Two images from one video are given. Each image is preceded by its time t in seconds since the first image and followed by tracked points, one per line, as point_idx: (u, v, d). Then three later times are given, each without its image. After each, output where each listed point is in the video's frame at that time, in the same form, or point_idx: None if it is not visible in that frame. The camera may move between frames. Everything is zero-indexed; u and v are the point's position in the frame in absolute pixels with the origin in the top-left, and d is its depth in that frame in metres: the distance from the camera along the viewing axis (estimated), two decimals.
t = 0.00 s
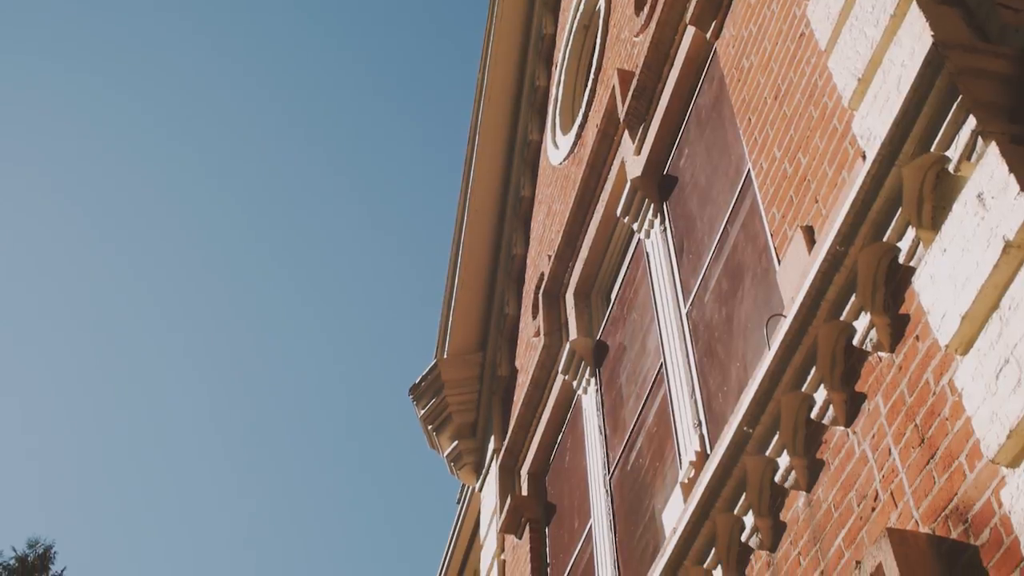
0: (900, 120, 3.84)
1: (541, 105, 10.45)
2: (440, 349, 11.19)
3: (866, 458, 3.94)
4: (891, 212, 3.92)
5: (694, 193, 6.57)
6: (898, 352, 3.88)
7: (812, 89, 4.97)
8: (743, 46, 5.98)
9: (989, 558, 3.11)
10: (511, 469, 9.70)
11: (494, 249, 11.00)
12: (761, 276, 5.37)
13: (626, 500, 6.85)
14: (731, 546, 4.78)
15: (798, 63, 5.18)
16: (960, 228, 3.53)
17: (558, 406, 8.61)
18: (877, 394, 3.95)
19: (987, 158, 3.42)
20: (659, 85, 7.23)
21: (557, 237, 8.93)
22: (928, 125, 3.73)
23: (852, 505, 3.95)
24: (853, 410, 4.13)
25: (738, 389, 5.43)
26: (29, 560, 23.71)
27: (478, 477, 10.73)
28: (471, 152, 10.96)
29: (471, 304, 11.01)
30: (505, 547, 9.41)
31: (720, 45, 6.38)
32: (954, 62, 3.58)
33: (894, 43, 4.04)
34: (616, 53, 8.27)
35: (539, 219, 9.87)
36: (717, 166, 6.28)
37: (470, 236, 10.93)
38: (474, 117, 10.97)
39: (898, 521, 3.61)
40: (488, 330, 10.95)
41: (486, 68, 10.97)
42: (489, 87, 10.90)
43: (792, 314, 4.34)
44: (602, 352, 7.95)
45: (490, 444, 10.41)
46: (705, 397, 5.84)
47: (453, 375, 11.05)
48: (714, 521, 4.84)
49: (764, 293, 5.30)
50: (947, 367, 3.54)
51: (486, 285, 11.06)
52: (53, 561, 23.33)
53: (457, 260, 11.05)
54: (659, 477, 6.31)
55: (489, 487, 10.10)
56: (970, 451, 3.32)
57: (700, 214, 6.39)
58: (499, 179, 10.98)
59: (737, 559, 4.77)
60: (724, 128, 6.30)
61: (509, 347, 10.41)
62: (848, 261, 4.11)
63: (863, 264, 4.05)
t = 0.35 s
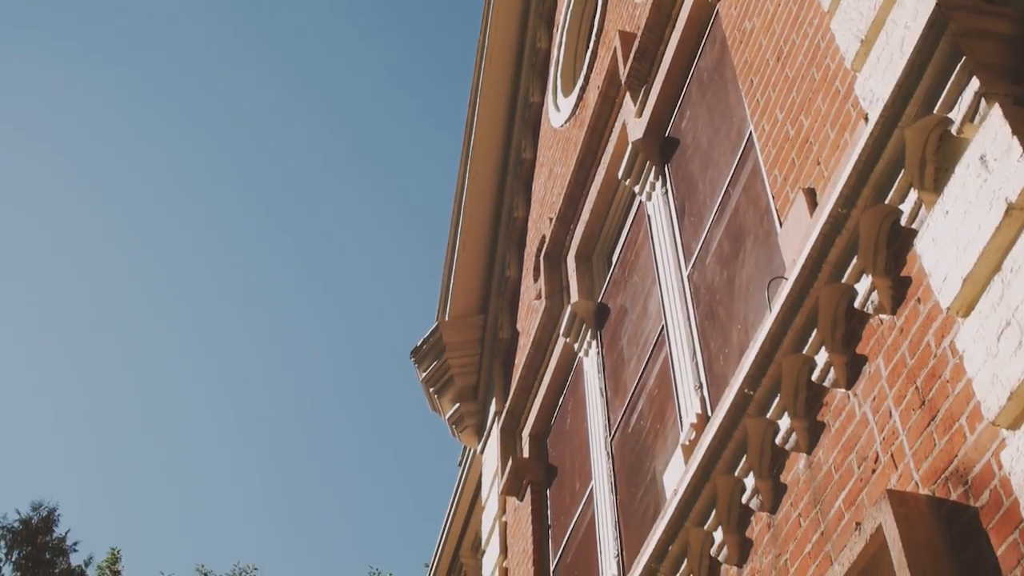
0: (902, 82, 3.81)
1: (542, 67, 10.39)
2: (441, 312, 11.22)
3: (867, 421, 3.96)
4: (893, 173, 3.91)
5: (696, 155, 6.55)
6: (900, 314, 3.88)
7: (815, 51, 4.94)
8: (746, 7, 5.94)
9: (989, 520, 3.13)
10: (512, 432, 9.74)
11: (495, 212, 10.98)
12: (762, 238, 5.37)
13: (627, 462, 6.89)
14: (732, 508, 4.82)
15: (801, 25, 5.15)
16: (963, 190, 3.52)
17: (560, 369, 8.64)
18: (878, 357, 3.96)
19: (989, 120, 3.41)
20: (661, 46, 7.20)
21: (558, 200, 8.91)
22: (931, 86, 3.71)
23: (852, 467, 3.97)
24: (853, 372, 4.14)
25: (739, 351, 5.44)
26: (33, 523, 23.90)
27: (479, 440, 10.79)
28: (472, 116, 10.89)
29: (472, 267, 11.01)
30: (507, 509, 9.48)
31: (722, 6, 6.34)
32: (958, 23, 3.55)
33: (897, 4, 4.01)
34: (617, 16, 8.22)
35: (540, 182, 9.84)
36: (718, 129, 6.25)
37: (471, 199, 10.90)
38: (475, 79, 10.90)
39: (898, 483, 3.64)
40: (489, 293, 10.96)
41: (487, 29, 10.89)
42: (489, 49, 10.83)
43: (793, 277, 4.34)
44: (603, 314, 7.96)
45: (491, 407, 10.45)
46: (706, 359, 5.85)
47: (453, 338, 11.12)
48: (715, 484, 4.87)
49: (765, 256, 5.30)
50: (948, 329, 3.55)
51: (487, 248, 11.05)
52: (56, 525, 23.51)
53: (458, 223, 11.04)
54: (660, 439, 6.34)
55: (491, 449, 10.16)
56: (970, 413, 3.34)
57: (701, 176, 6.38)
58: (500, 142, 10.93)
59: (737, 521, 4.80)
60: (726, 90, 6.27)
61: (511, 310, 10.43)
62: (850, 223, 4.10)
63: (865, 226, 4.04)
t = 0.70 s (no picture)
0: (906, 43, 3.80)
1: (544, 29, 10.32)
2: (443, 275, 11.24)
3: (868, 383, 3.97)
4: (896, 136, 3.91)
5: (698, 118, 6.53)
6: (901, 277, 3.88)
7: (818, 13, 4.91)
8: None
9: (989, 483, 3.16)
10: (514, 395, 9.78)
11: (496, 176, 10.95)
12: (764, 201, 5.37)
13: (629, 424, 6.92)
14: (732, 471, 4.85)
15: None
16: (966, 153, 3.51)
17: (561, 331, 8.66)
18: (879, 320, 3.97)
19: (994, 83, 3.40)
20: (664, 8, 7.17)
21: (560, 163, 8.88)
22: (934, 48, 3.69)
23: (853, 430, 3.99)
24: (855, 335, 4.16)
25: (740, 314, 5.45)
26: (37, 487, 24.01)
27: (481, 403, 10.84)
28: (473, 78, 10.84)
29: (473, 230, 11.00)
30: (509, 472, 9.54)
31: None
32: None
33: None
34: None
35: (542, 145, 9.81)
36: (720, 91, 6.23)
37: (473, 163, 10.87)
38: (476, 41, 10.82)
39: (898, 445, 3.66)
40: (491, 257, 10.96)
41: None
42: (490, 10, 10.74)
43: (795, 240, 4.35)
44: (604, 277, 7.97)
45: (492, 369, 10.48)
46: (707, 322, 5.87)
47: (453, 302, 11.14)
48: (716, 446, 4.91)
49: (767, 219, 5.29)
50: (950, 292, 3.56)
51: (488, 212, 11.03)
52: (60, 488, 23.63)
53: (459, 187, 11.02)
54: (661, 401, 6.37)
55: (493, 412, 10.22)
56: (971, 376, 3.36)
57: (703, 139, 6.36)
58: (501, 105, 10.88)
59: (738, 483, 4.84)
60: (728, 52, 6.24)
61: (512, 273, 10.44)
62: (852, 186, 4.09)
63: (867, 189, 4.04)
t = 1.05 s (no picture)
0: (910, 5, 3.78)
1: None
2: (445, 238, 11.26)
3: (870, 345, 3.99)
4: (900, 97, 3.90)
5: (700, 80, 6.50)
6: (904, 240, 3.88)
7: None
8: None
9: (990, 445, 3.18)
10: (516, 357, 9.80)
11: (498, 138, 10.91)
12: (767, 163, 5.35)
13: (630, 387, 6.95)
14: (734, 432, 4.88)
15: None
16: (969, 115, 3.50)
17: (563, 294, 8.68)
18: (882, 282, 3.98)
19: (998, 44, 3.38)
20: None
21: (562, 125, 8.85)
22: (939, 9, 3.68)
23: (855, 392, 4.01)
24: (857, 297, 4.16)
25: (742, 276, 5.45)
26: (41, 450, 24.17)
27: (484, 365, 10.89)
28: (475, 40, 10.76)
29: (475, 193, 10.98)
30: (511, 434, 9.61)
31: None
32: None
33: None
34: None
35: (543, 106, 9.76)
36: (723, 53, 6.19)
37: (474, 125, 10.82)
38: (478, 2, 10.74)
39: (899, 407, 3.69)
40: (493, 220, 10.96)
41: None
42: None
43: (798, 202, 4.34)
44: (607, 240, 7.96)
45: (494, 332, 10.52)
46: (709, 284, 5.87)
47: (453, 265, 11.17)
48: (718, 408, 4.94)
49: (770, 181, 5.28)
50: (952, 254, 3.56)
51: (490, 175, 11.01)
52: (64, 451, 23.79)
53: (461, 150, 10.99)
54: (663, 364, 6.39)
55: (494, 374, 10.26)
56: (973, 337, 3.37)
57: (705, 101, 6.34)
58: (503, 67, 10.81)
59: (740, 444, 4.87)
60: (731, 13, 6.20)
61: (514, 235, 10.43)
62: (854, 148, 4.08)
63: (869, 151, 4.03)
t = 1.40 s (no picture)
0: None
1: None
2: (445, 207, 11.26)
3: (871, 313, 4.00)
4: (903, 63, 3.89)
5: (701, 48, 6.47)
6: (906, 207, 3.88)
7: None
8: None
9: (990, 412, 3.20)
10: (517, 325, 9.82)
11: (499, 106, 10.87)
12: (768, 130, 5.34)
13: (631, 354, 6.98)
14: (735, 399, 4.90)
15: None
16: (972, 82, 3.49)
17: (564, 262, 8.69)
18: (883, 249, 3.98)
19: (1000, 10, 3.37)
20: None
21: (563, 92, 8.82)
22: None
23: (856, 359, 4.03)
24: (859, 264, 4.16)
25: (743, 243, 5.45)
26: (43, 418, 24.27)
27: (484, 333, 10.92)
28: (476, 7, 10.70)
29: (475, 161, 10.95)
30: (511, 402, 9.66)
31: None
32: None
33: None
34: None
35: (544, 74, 9.73)
36: (725, 19, 6.16)
37: (475, 92, 10.78)
38: None
39: (900, 373, 3.70)
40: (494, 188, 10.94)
41: None
42: None
43: (799, 169, 4.33)
44: (608, 207, 7.96)
45: (495, 301, 10.56)
46: (710, 252, 5.87)
47: (454, 233, 11.18)
48: (719, 375, 4.96)
49: (771, 148, 5.27)
50: (954, 221, 3.56)
51: (490, 143, 10.97)
52: (66, 419, 23.89)
53: (461, 118, 10.95)
54: (664, 331, 6.41)
55: (495, 342, 10.30)
56: (975, 305, 3.38)
57: (706, 68, 6.31)
58: (504, 34, 10.76)
59: (740, 411, 4.90)
60: None
61: (515, 203, 10.42)
62: (856, 114, 4.07)
63: (871, 118, 4.02)
